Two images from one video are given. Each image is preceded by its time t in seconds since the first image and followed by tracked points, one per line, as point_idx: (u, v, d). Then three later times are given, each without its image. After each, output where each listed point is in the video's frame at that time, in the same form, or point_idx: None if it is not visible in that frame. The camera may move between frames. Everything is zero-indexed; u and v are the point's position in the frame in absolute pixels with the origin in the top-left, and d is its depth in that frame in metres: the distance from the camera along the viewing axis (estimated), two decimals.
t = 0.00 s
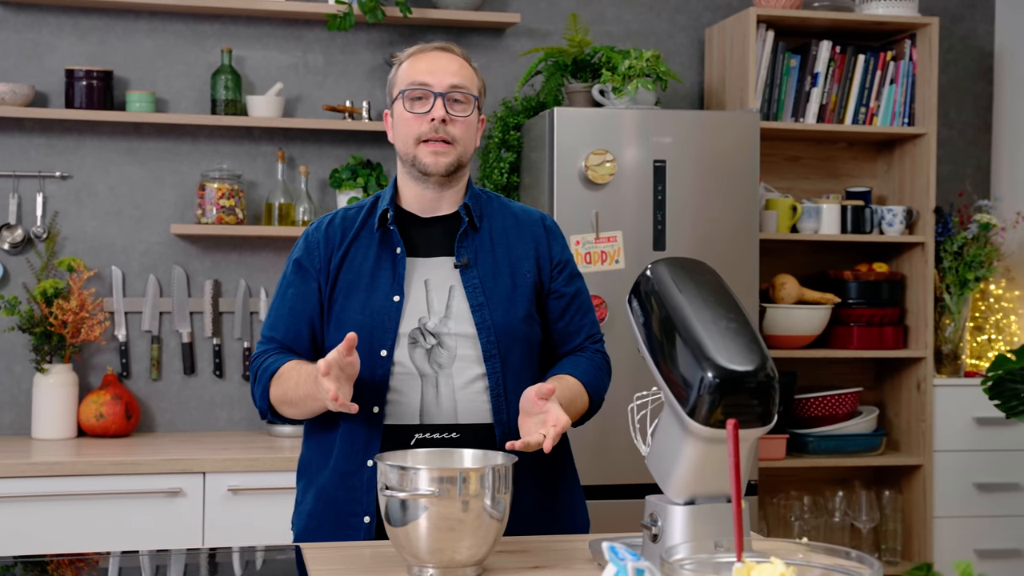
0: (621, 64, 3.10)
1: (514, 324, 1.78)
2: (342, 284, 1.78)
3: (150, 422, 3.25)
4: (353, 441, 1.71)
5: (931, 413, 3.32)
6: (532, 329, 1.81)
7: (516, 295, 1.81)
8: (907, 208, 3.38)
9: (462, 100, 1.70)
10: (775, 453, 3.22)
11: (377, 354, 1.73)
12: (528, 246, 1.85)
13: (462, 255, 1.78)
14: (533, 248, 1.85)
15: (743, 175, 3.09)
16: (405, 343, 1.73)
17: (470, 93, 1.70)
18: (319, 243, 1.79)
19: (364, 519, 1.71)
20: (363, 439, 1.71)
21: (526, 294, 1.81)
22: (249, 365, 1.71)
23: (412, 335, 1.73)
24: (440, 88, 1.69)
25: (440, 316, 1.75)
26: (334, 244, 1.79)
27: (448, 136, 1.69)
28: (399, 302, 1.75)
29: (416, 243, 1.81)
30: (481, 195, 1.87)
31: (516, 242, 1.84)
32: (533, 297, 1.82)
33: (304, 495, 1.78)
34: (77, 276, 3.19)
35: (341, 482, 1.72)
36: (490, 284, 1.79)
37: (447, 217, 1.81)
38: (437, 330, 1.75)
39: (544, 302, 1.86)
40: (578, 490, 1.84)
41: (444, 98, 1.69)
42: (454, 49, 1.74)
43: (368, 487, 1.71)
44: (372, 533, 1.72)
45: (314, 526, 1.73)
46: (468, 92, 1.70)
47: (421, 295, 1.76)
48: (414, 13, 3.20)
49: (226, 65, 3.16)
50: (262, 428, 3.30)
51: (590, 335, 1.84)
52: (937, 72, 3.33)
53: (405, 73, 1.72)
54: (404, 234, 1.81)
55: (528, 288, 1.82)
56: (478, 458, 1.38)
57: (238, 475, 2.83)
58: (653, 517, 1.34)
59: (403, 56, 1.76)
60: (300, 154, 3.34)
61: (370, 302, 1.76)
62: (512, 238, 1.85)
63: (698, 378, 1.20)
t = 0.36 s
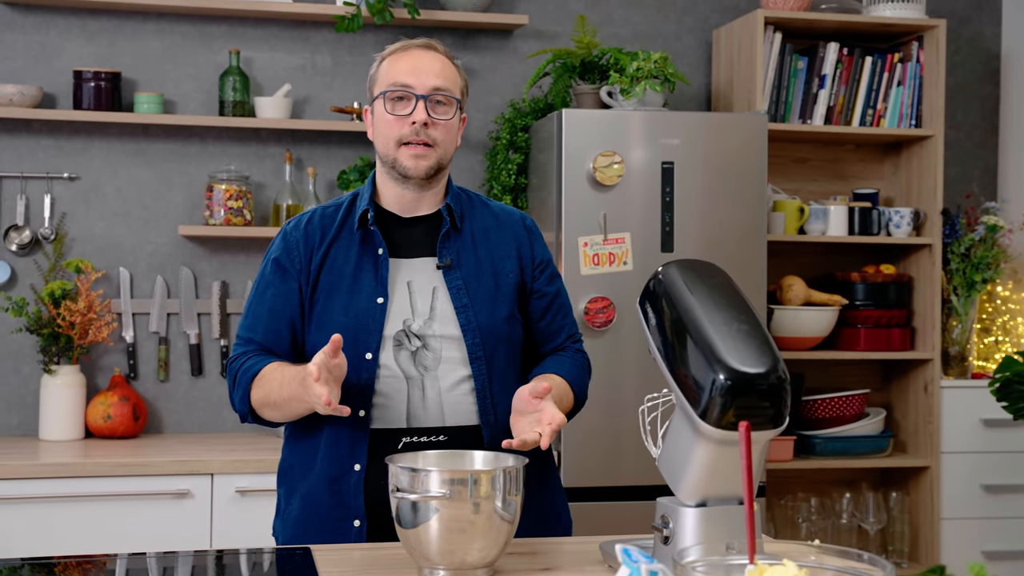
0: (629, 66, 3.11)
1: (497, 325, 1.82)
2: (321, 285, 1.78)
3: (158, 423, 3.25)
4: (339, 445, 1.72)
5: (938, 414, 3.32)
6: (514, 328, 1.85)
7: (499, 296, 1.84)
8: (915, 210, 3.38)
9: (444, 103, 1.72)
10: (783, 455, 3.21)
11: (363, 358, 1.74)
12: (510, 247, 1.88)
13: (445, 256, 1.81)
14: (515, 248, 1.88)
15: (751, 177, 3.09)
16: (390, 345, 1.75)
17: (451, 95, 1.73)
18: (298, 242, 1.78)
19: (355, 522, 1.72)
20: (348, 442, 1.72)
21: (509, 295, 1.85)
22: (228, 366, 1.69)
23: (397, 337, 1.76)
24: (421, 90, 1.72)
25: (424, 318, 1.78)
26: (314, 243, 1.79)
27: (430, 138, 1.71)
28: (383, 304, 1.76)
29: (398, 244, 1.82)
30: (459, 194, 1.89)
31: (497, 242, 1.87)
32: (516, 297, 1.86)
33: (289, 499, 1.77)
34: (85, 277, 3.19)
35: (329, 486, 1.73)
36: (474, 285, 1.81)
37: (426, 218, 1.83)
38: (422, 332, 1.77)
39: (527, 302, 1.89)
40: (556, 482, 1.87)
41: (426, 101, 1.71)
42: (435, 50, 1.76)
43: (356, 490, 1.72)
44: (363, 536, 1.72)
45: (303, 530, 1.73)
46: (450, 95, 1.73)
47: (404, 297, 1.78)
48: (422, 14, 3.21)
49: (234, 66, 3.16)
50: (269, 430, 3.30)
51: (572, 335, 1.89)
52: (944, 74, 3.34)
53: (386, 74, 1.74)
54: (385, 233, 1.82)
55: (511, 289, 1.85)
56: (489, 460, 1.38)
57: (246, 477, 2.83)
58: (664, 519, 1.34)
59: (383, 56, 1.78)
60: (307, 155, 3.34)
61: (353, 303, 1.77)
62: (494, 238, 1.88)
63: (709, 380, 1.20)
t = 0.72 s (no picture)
0: (628, 69, 3.11)
1: (477, 328, 1.82)
2: (299, 286, 1.78)
3: (156, 426, 3.24)
4: (318, 449, 1.72)
5: (936, 417, 3.33)
6: (493, 331, 1.85)
7: (479, 299, 1.84)
8: (913, 214, 3.39)
9: (428, 110, 1.69)
10: (782, 459, 3.21)
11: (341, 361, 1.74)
12: (490, 249, 1.88)
13: (425, 258, 1.81)
14: (495, 251, 1.89)
15: (751, 180, 3.09)
16: (368, 348, 1.75)
17: (435, 102, 1.70)
18: (276, 242, 1.77)
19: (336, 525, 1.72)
20: (328, 446, 1.72)
21: (489, 298, 1.85)
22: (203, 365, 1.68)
23: (375, 340, 1.75)
24: (405, 96, 1.68)
25: (403, 321, 1.78)
26: (293, 244, 1.78)
27: (411, 147, 1.68)
28: (361, 308, 1.76)
29: (377, 247, 1.82)
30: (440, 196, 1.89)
31: (477, 245, 1.88)
32: (495, 299, 1.86)
33: (270, 503, 1.77)
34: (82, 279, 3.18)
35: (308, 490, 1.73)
36: (453, 288, 1.81)
37: (407, 219, 1.83)
38: (401, 336, 1.77)
39: (507, 303, 1.90)
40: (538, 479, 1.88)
41: (409, 108, 1.68)
42: (421, 53, 1.73)
43: (336, 494, 1.73)
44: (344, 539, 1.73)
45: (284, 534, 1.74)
46: (434, 102, 1.69)
47: (383, 300, 1.78)
48: (421, 17, 3.21)
49: (233, 69, 3.16)
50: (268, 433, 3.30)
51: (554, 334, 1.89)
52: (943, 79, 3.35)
53: (370, 76, 1.71)
54: (363, 235, 1.81)
55: (491, 291, 1.86)
56: (490, 463, 1.37)
57: (245, 480, 2.82)
58: (665, 522, 1.33)
59: (369, 55, 1.74)
60: (306, 157, 3.34)
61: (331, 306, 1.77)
62: (473, 240, 1.88)
63: (710, 384, 1.19)
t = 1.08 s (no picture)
0: (625, 72, 3.11)
1: (457, 334, 1.82)
2: (279, 289, 1.77)
3: (151, 428, 3.24)
4: (298, 454, 1.72)
5: (932, 421, 3.34)
6: (474, 336, 1.85)
7: (460, 305, 1.84)
8: (909, 217, 3.40)
9: (375, 117, 1.67)
10: (778, 462, 3.22)
11: (321, 365, 1.74)
12: (471, 255, 1.88)
13: (406, 264, 1.80)
14: (476, 255, 1.88)
15: (747, 184, 3.10)
16: (349, 354, 1.75)
17: (384, 109, 1.69)
18: (257, 245, 1.77)
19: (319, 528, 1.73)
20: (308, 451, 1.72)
21: (470, 303, 1.85)
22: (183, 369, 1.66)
23: (355, 345, 1.75)
24: (353, 104, 1.67)
25: (384, 326, 1.77)
26: (273, 247, 1.78)
27: (362, 154, 1.67)
28: (343, 312, 1.75)
29: (358, 252, 1.80)
30: (421, 200, 1.88)
31: (458, 250, 1.87)
32: (476, 304, 1.86)
33: (250, 507, 1.78)
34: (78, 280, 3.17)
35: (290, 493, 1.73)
36: (434, 293, 1.81)
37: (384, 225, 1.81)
38: (382, 341, 1.76)
39: (488, 309, 1.90)
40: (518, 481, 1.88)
41: (356, 115, 1.67)
42: (380, 57, 1.72)
43: (317, 499, 1.73)
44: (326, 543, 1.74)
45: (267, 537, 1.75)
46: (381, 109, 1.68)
47: (364, 306, 1.77)
48: (418, 19, 3.21)
49: (229, 70, 3.16)
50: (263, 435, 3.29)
51: (533, 340, 1.89)
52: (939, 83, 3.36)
53: (328, 81, 1.71)
54: (343, 238, 1.80)
55: (471, 296, 1.86)
56: (487, 467, 1.37)
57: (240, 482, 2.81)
58: (663, 526, 1.32)
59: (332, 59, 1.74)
60: (303, 159, 3.34)
61: (312, 311, 1.76)
62: (454, 244, 1.87)
63: (708, 388, 1.19)
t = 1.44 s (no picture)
0: (627, 73, 3.11)
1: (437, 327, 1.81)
2: (258, 287, 1.79)
3: (152, 428, 3.23)
4: (278, 450, 1.73)
5: (933, 424, 3.34)
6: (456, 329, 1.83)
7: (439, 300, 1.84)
8: (911, 220, 3.40)
9: (380, 104, 1.71)
10: (779, 464, 3.21)
11: (299, 362, 1.74)
12: (451, 250, 1.88)
13: (384, 259, 1.80)
14: (456, 249, 1.88)
15: (749, 186, 3.09)
16: (326, 350, 1.74)
17: (387, 96, 1.72)
18: (236, 245, 1.79)
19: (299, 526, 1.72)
20: (288, 446, 1.72)
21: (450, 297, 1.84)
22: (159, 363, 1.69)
23: (333, 342, 1.75)
24: (356, 92, 1.70)
25: (362, 322, 1.77)
26: (253, 246, 1.80)
27: (367, 142, 1.69)
28: (320, 308, 1.76)
29: (338, 249, 1.81)
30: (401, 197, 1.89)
31: (438, 244, 1.88)
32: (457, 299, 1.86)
33: (236, 506, 1.77)
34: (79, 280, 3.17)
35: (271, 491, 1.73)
36: (411, 287, 1.81)
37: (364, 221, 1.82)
38: (359, 336, 1.76)
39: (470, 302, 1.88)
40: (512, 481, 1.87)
41: (361, 103, 1.70)
42: (371, 52, 1.76)
43: (298, 495, 1.73)
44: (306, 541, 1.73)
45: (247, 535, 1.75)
46: (385, 96, 1.71)
47: (341, 302, 1.78)
48: (420, 20, 3.21)
49: (231, 70, 3.16)
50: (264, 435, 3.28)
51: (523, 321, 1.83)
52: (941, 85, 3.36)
53: (323, 75, 1.73)
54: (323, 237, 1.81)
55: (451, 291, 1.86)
56: (487, 468, 1.37)
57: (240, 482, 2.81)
58: (663, 528, 1.32)
59: (321, 57, 1.76)
60: (304, 160, 3.34)
61: (290, 308, 1.77)
62: (434, 240, 1.88)
63: (709, 389, 1.19)
